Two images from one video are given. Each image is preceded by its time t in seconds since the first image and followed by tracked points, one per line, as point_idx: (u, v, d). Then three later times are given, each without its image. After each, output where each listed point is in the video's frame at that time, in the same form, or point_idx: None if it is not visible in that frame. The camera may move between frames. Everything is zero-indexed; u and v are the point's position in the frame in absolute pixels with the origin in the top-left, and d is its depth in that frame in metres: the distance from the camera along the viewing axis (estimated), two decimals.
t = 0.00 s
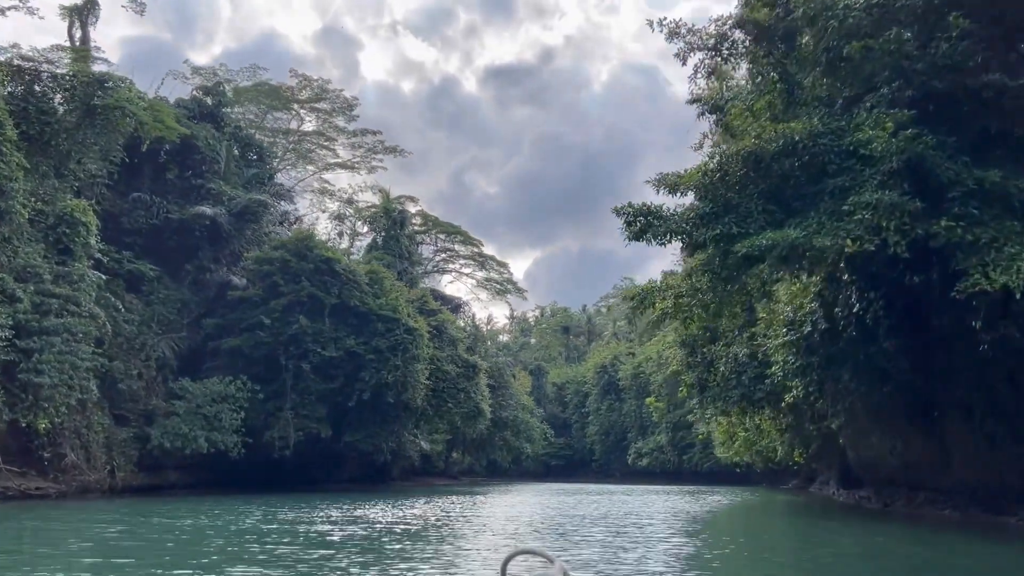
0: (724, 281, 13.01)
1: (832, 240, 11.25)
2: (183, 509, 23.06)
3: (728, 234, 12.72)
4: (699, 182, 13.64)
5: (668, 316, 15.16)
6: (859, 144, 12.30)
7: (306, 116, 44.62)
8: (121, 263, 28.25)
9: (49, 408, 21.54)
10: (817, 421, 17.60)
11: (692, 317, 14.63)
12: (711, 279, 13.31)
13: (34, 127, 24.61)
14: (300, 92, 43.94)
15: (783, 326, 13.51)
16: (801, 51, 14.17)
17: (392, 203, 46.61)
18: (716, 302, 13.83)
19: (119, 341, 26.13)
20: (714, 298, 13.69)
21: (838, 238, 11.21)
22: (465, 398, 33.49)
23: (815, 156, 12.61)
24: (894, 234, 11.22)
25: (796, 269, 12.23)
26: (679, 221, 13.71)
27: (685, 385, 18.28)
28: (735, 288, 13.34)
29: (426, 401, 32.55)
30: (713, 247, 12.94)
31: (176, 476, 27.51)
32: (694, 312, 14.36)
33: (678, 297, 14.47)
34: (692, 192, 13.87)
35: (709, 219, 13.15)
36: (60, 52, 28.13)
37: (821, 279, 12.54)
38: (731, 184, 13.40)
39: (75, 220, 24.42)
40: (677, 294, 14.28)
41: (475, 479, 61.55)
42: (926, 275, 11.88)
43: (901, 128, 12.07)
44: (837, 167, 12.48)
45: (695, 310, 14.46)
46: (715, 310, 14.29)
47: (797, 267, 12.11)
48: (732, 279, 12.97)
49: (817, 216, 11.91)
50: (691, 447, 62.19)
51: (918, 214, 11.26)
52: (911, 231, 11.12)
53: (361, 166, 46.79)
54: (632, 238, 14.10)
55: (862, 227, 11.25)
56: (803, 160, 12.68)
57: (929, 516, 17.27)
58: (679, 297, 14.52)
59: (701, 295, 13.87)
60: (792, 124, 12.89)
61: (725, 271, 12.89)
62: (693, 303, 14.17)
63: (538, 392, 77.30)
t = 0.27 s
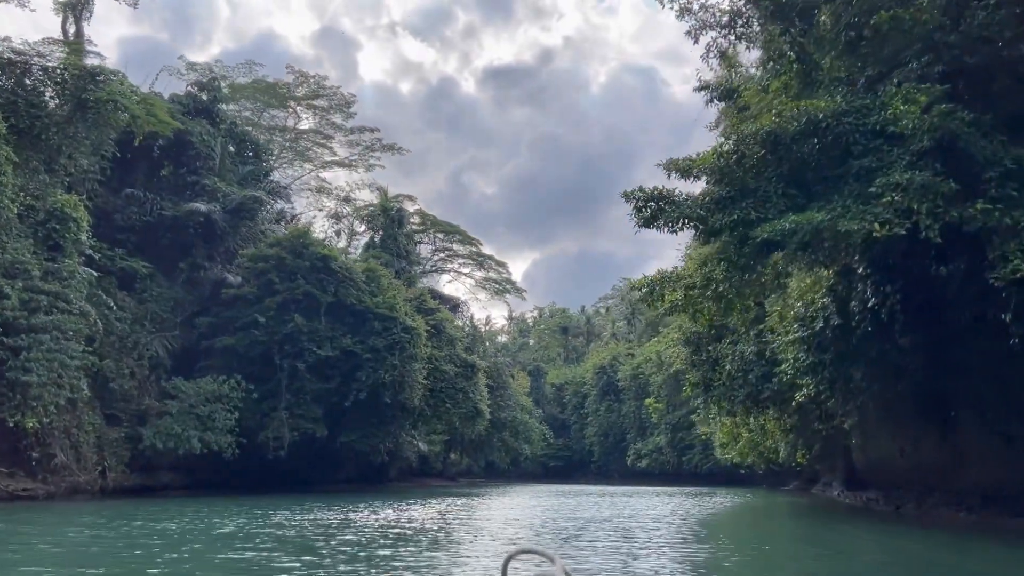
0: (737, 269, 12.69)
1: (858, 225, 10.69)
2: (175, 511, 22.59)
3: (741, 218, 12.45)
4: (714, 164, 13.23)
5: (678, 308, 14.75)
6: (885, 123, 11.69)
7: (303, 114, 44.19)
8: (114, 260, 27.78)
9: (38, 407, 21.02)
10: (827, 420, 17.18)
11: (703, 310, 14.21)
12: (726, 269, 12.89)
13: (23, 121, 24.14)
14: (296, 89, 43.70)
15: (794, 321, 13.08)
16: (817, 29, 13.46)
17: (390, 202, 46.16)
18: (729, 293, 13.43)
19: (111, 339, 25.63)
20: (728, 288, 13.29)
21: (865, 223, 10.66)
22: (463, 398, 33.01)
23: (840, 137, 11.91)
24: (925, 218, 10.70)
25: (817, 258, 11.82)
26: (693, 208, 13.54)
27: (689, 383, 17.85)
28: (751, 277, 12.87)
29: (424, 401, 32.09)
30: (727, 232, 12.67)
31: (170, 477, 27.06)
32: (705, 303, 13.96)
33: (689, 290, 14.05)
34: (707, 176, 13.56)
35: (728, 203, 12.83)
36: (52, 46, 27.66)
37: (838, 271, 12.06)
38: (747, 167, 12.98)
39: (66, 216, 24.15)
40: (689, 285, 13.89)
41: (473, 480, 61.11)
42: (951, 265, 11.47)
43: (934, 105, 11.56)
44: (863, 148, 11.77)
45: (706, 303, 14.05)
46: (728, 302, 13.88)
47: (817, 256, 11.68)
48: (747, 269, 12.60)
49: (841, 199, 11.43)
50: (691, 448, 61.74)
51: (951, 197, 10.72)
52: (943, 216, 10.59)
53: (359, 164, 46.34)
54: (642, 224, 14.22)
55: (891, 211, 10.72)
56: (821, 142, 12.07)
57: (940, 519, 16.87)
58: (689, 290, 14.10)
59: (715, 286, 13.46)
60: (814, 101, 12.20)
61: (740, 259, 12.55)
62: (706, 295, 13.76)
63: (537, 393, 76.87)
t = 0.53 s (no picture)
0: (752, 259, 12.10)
1: (891, 205, 10.26)
2: (165, 512, 22.11)
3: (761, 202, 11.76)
4: (731, 142, 12.60)
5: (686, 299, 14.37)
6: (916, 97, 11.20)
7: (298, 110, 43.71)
8: (106, 257, 27.30)
9: (26, 405, 20.54)
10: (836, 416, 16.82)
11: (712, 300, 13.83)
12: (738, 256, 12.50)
13: (12, 113, 23.33)
14: (292, 85, 43.17)
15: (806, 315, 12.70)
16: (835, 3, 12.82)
17: (387, 199, 45.69)
18: (740, 284, 13.02)
19: (102, 337, 25.15)
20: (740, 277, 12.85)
21: (899, 203, 10.23)
22: (461, 397, 32.56)
23: (865, 114, 11.37)
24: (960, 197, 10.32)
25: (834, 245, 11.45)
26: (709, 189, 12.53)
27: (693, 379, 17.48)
28: (770, 262, 12.27)
29: (421, 400, 31.63)
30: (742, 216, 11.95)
31: (163, 478, 26.60)
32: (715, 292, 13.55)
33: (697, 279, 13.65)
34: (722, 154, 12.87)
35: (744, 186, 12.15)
36: (43, 39, 27.17)
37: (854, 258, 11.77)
38: (767, 144, 12.37)
39: (54, 210, 24.02)
40: (700, 274, 13.44)
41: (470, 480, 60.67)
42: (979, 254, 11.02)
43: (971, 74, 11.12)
44: (891, 125, 11.23)
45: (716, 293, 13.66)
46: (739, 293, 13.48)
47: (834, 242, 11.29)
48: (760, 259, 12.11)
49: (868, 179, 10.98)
50: (690, 448, 61.35)
51: (989, 173, 10.34)
52: (980, 193, 10.23)
53: (356, 161, 45.87)
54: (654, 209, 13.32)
55: (924, 188, 10.37)
56: (843, 120, 11.54)
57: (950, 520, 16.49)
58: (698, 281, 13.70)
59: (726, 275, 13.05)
60: (839, 74, 11.68)
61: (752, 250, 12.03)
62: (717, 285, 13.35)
63: (535, 392, 76.44)
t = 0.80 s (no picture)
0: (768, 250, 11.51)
1: (928, 182, 9.68)
2: (155, 513, 21.60)
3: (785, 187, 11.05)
4: (749, 118, 11.90)
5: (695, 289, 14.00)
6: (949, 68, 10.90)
7: (293, 106, 43.21)
8: (96, 253, 26.79)
9: (12, 404, 20.00)
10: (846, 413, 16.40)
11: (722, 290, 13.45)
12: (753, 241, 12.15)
13: None
14: (287, 81, 42.69)
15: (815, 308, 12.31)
16: None
17: (383, 197, 45.22)
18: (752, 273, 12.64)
19: (92, 334, 24.62)
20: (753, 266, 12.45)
21: (936, 180, 9.67)
22: (457, 396, 32.09)
23: (895, 85, 10.93)
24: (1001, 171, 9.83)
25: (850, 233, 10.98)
26: (726, 167, 11.90)
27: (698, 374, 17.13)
28: (791, 247, 11.60)
29: (417, 399, 31.15)
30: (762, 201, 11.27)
31: (155, 478, 26.12)
32: (724, 283, 13.13)
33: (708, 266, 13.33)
34: (739, 130, 12.14)
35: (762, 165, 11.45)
36: (32, 30, 26.65)
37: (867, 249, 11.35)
38: (788, 120, 11.69)
39: (42, 204, 23.85)
40: (710, 262, 13.04)
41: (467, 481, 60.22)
42: (1013, 239, 10.49)
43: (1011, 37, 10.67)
44: (924, 96, 10.85)
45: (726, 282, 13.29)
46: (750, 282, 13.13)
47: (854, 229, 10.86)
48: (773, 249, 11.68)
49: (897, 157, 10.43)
50: (688, 448, 60.94)
51: None
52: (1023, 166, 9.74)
53: (351, 158, 45.38)
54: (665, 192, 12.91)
55: (962, 162, 9.90)
56: (869, 93, 11.08)
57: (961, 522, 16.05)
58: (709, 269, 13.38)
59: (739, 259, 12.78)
60: (868, 42, 11.14)
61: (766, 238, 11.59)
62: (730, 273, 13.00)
63: (531, 392, 76.00)
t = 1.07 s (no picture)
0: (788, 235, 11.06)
1: (970, 154, 9.12)
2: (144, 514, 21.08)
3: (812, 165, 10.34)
4: (770, 88, 11.35)
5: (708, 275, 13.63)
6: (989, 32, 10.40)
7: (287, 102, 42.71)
8: (85, 249, 26.26)
9: None
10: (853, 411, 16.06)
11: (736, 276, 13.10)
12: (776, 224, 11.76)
13: None
14: (281, 76, 42.22)
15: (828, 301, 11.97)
16: None
17: (379, 194, 44.72)
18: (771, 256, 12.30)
19: (80, 331, 24.08)
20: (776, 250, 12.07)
21: (977, 153, 9.11)
22: (454, 394, 31.59)
23: (929, 51, 10.43)
24: None
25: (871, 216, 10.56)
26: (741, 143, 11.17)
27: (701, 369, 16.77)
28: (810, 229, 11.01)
29: (413, 398, 30.64)
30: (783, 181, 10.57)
31: (144, 479, 25.65)
32: (735, 272, 12.72)
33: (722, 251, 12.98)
34: (759, 101, 11.51)
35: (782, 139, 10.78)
36: (19, 22, 26.11)
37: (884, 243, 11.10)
38: (812, 92, 11.18)
39: (28, 198, 22.48)
40: (722, 248, 12.66)
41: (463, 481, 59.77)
42: None
43: None
44: (960, 63, 10.42)
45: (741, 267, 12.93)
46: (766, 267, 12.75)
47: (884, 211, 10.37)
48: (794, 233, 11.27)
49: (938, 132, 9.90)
50: (685, 448, 60.51)
51: None
52: None
53: (346, 154, 44.87)
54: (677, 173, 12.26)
55: (1004, 133, 9.36)
56: (898, 62, 10.61)
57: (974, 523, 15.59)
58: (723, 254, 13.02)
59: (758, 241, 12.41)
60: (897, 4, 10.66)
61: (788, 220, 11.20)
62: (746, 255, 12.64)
63: (528, 392, 75.55)
